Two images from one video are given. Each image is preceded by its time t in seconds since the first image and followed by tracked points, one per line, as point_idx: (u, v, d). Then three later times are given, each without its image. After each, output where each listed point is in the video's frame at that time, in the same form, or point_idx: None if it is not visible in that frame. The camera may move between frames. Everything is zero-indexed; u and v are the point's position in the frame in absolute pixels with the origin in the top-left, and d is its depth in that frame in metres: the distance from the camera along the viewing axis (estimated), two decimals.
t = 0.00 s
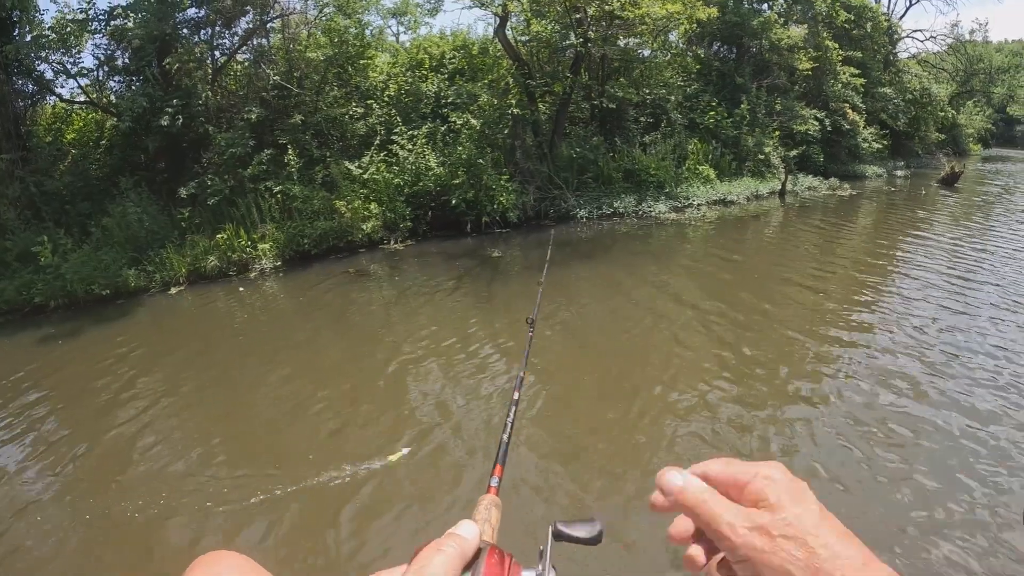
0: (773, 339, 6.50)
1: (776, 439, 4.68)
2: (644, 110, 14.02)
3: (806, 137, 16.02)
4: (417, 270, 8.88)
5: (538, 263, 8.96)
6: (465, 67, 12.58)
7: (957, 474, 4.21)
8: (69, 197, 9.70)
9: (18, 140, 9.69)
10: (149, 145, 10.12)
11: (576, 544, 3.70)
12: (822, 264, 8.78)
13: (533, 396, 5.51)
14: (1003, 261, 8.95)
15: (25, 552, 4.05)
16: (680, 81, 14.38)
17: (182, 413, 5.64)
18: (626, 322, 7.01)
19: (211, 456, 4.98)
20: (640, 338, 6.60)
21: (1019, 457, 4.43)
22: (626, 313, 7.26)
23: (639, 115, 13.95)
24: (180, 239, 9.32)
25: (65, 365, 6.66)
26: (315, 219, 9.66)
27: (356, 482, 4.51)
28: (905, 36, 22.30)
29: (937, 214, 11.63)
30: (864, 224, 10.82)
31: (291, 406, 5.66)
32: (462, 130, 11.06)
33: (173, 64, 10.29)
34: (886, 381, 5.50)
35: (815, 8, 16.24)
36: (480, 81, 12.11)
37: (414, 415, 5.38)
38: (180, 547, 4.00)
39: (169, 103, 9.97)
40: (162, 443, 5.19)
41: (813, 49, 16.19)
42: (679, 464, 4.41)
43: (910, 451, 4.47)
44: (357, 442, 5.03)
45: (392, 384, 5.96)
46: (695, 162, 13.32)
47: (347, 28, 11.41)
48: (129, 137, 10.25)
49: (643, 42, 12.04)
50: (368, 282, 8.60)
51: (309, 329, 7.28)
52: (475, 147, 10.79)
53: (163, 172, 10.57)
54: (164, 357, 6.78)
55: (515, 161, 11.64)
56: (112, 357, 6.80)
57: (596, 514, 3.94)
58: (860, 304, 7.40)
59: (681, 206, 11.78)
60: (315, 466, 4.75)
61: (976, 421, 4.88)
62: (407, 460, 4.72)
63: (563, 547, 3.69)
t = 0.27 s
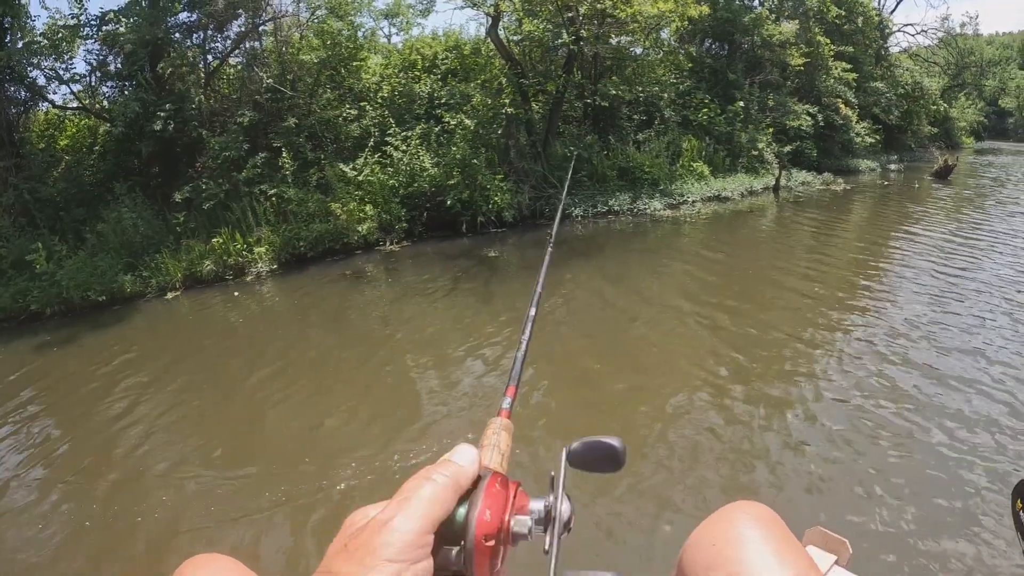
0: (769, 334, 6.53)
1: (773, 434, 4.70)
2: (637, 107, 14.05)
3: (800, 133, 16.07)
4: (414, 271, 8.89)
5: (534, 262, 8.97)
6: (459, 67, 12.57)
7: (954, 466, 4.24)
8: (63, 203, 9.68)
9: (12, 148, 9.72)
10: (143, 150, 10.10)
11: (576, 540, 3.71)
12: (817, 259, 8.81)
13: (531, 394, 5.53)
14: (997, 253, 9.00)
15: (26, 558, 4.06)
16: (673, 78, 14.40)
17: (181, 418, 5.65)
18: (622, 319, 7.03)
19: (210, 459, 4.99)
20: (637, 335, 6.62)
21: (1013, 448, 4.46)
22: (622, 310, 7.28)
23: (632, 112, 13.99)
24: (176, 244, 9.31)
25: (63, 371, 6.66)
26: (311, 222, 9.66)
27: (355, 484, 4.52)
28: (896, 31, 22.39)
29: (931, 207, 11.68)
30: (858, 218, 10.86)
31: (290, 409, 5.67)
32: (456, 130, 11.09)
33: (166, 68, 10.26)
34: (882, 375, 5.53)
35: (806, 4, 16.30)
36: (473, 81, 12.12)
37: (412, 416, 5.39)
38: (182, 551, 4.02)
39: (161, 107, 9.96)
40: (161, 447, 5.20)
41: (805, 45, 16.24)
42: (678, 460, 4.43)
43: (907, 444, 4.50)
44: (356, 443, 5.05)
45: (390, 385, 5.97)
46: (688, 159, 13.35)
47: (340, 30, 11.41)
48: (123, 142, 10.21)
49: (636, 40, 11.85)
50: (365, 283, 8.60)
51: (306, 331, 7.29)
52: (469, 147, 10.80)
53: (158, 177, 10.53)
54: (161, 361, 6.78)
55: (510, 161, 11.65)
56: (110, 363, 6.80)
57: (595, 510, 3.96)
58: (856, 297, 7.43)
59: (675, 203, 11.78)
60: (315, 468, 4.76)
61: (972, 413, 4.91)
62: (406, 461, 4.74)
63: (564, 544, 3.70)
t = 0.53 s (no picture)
0: (761, 334, 6.54)
1: (766, 435, 4.71)
2: (628, 109, 14.11)
3: (791, 132, 16.14)
4: (406, 274, 8.88)
5: (527, 264, 8.98)
6: (450, 70, 12.49)
7: (943, 468, 4.26)
8: (54, 210, 9.63)
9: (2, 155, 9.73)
10: (135, 155, 10.07)
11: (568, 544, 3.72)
12: (808, 258, 8.85)
13: (525, 397, 5.52)
14: (988, 251, 9.04)
15: (18, 567, 4.04)
16: (665, 80, 14.44)
17: (173, 425, 5.62)
18: (614, 320, 7.04)
19: (202, 466, 4.97)
20: (629, 337, 6.62)
21: (998, 448, 4.51)
22: (614, 312, 7.28)
23: (623, 114, 14.04)
24: (168, 250, 9.28)
25: (55, 379, 6.63)
26: (303, 226, 9.67)
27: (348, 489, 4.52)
28: (885, 30, 22.52)
29: (921, 205, 11.73)
30: (850, 217, 10.89)
31: (283, 414, 5.65)
32: (447, 133, 11.11)
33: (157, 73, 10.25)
34: (874, 376, 5.54)
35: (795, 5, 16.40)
36: (463, 84, 12.14)
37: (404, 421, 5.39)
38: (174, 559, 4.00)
39: (152, 112, 9.94)
40: (153, 454, 5.19)
41: (795, 45, 16.32)
42: (670, 462, 4.43)
43: (898, 445, 4.52)
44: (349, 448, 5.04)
45: (383, 390, 5.96)
46: (679, 160, 13.40)
47: (331, 34, 11.44)
48: (114, 147, 10.15)
49: (626, 42, 12.01)
50: (357, 287, 8.59)
51: (299, 336, 7.28)
52: (460, 150, 10.85)
53: (149, 182, 10.47)
54: (155, 368, 6.76)
55: (502, 163, 11.68)
56: (103, 369, 6.78)
57: (587, 515, 3.96)
58: (848, 297, 7.44)
59: (667, 203, 11.79)
60: (307, 474, 4.76)
61: (962, 414, 4.93)
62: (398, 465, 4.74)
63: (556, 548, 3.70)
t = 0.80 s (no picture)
0: (748, 339, 6.59)
1: (752, 441, 4.73)
2: (616, 115, 14.21)
3: (778, 139, 16.22)
4: (395, 280, 8.88)
5: (515, 270, 9.00)
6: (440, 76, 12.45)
7: (925, 474, 4.30)
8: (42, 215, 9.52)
9: None
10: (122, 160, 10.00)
11: (552, 553, 3.72)
12: (795, 264, 8.89)
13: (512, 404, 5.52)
14: (973, 257, 9.11)
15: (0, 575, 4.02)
16: (652, 87, 14.55)
17: (159, 431, 5.61)
18: (602, 326, 7.07)
19: (189, 473, 4.95)
20: (616, 343, 6.64)
21: (980, 454, 4.54)
22: (602, 318, 7.30)
23: (611, 120, 14.11)
24: (156, 255, 9.26)
25: (41, 385, 6.60)
26: (292, 232, 9.63)
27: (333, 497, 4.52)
28: (872, 37, 22.74)
29: (908, 211, 11.81)
30: (837, 223, 10.96)
31: (270, 421, 5.64)
32: (436, 139, 11.12)
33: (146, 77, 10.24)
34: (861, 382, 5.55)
35: (782, 12, 16.54)
36: (453, 89, 12.14)
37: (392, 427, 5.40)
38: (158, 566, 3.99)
39: (141, 117, 9.89)
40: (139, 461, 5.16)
41: (783, 52, 16.45)
42: (656, 469, 4.45)
43: (883, 452, 4.55)
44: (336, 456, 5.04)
45: (371, 396, 5.96)
46: (667, 166, 13.44)
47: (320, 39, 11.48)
48: (101, 152, 10.07)
49: (614, 49, 12.09)
50: (346, 293, 8.58)
51: (287, 342, 7.26)
52: (449, 156, 10.86)
53: (137, 188, 10.40)
54: (142, 374, 6.73)
55: (491, 170, 11.72)
56: (90, 375, 6.76)
57: (572, 522, 3.97)
58: (841, 305, 7.41)
59: (655, 210, 11.84)
60: (294, 481, 4.75)
61: (944, 419, 4.97)
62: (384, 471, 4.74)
63: (540, 557, 3.71)
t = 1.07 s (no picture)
0: (731, 350, 6.65)
1: (732, 452, 4.77)
2: (601, 126, 14.35)
3: (761, 151, 16.40)
4: (380, 288, 8.89)
5: (500, 280, 9.05)
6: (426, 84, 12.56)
7: (897, 483, 4.38)
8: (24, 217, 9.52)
9: None
10: (107, 163, 9.89)
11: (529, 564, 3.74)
12: (777, 275, 8.98)
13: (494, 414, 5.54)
14: (953, 269, 9.23)
15: None
16: (637, 98, 14.76)
17: (140, 437, 5.58)
18: (585, 337, 7.12)
19: (169, 481, 4.93)
20: (599, 353, 6.68)
21: (959, 465, 4.60)
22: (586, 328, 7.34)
23: (596, 131, 14.24)
24: (140, 260, 9.21)
25: (21, 390, 6.53)
26: (277, 239, 9.64)
27: (313, 506, 4.52)
28: (855, 51, 23.08)
29: (890, 223, 11.96)
30: (819, 234, 11.09)
31: (252, 429, 5.62)
32: (423, 147, 11.09)
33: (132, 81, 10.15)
34: (839, 393, 5.62)
35: (767, 25, 16.74)
36: (439, 98, 12.20)
37: (374, 436, 5.40)
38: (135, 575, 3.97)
39: (127, 121, 9.83)
40: (120, 467, 5.13)
41: (767, 65, 16.67)
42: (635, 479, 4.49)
43: (857, 462, 4.62)
44: (317, 465, 5.03)
45: (354, 404, 5.97)
46: (651, 178, 13.56)
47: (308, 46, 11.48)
48: (85, 155, 9.97)
49: (600, 60, 12.23)
50: (331, 301, 8.58)
51: (271, 350, 7.24)
52: (434, 164, 10.88)
53: (122, 192, 10.26)
54: (123, 380, 6.68)
55: (476, 179, 11.79)
56: (71, 380, 6.71)
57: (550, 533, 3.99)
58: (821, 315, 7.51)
59: (639, 220, 11.94)
60: (275, 489, 4.75)
61: (917, 430, 5.06)
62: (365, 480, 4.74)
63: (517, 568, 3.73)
